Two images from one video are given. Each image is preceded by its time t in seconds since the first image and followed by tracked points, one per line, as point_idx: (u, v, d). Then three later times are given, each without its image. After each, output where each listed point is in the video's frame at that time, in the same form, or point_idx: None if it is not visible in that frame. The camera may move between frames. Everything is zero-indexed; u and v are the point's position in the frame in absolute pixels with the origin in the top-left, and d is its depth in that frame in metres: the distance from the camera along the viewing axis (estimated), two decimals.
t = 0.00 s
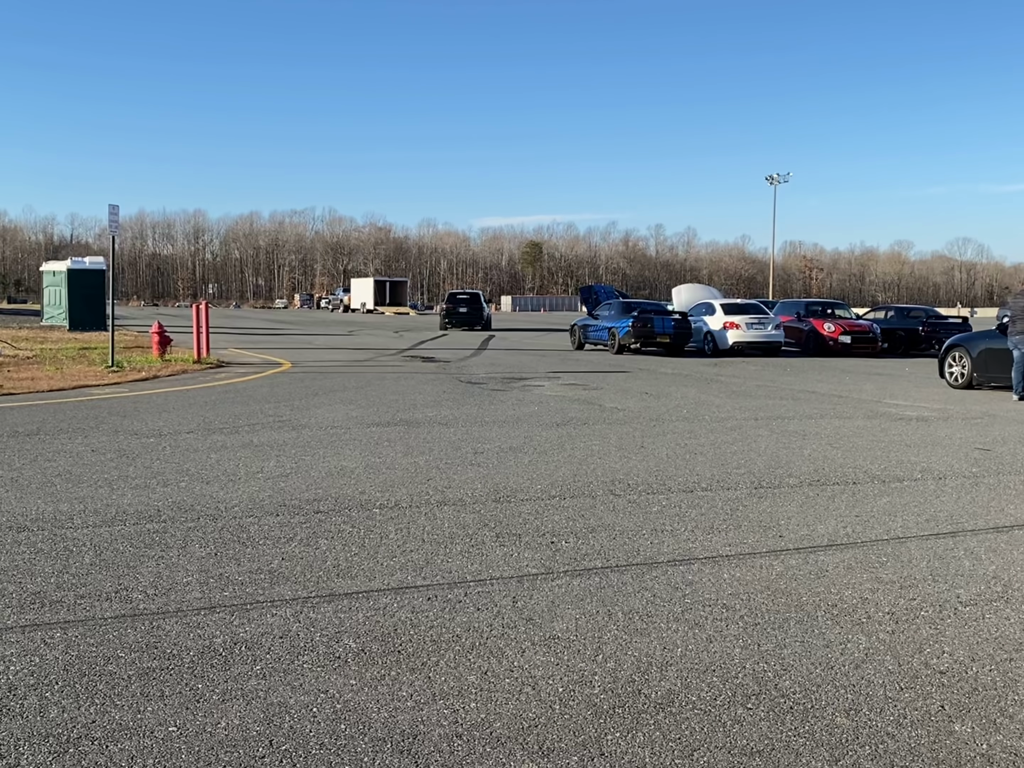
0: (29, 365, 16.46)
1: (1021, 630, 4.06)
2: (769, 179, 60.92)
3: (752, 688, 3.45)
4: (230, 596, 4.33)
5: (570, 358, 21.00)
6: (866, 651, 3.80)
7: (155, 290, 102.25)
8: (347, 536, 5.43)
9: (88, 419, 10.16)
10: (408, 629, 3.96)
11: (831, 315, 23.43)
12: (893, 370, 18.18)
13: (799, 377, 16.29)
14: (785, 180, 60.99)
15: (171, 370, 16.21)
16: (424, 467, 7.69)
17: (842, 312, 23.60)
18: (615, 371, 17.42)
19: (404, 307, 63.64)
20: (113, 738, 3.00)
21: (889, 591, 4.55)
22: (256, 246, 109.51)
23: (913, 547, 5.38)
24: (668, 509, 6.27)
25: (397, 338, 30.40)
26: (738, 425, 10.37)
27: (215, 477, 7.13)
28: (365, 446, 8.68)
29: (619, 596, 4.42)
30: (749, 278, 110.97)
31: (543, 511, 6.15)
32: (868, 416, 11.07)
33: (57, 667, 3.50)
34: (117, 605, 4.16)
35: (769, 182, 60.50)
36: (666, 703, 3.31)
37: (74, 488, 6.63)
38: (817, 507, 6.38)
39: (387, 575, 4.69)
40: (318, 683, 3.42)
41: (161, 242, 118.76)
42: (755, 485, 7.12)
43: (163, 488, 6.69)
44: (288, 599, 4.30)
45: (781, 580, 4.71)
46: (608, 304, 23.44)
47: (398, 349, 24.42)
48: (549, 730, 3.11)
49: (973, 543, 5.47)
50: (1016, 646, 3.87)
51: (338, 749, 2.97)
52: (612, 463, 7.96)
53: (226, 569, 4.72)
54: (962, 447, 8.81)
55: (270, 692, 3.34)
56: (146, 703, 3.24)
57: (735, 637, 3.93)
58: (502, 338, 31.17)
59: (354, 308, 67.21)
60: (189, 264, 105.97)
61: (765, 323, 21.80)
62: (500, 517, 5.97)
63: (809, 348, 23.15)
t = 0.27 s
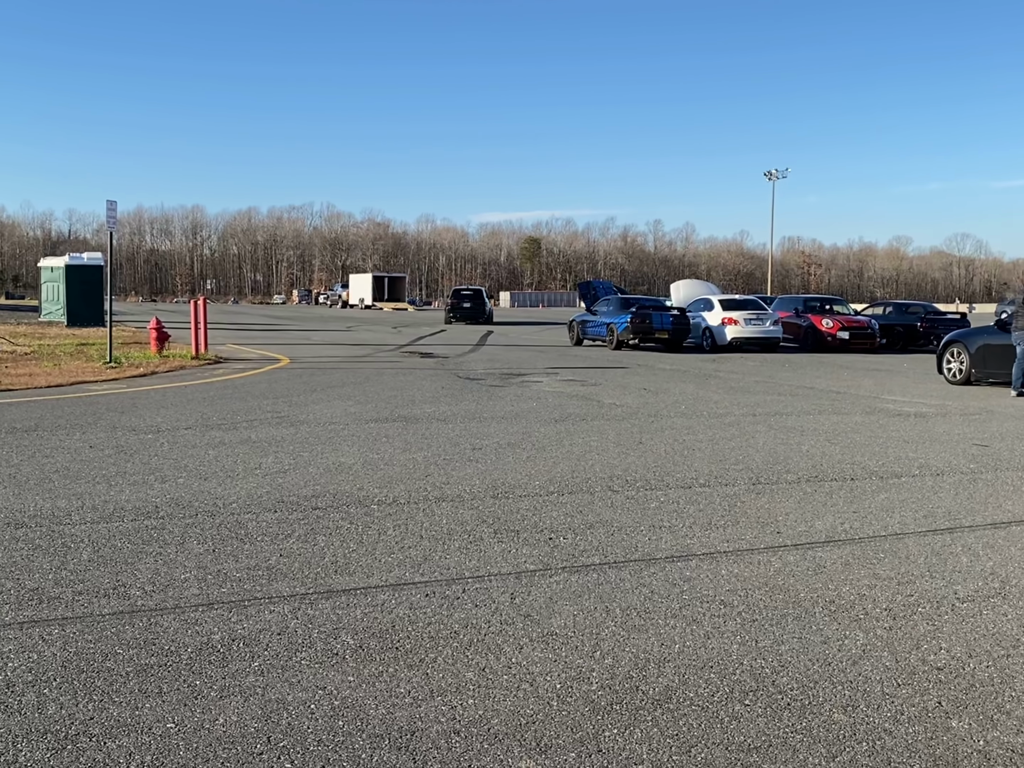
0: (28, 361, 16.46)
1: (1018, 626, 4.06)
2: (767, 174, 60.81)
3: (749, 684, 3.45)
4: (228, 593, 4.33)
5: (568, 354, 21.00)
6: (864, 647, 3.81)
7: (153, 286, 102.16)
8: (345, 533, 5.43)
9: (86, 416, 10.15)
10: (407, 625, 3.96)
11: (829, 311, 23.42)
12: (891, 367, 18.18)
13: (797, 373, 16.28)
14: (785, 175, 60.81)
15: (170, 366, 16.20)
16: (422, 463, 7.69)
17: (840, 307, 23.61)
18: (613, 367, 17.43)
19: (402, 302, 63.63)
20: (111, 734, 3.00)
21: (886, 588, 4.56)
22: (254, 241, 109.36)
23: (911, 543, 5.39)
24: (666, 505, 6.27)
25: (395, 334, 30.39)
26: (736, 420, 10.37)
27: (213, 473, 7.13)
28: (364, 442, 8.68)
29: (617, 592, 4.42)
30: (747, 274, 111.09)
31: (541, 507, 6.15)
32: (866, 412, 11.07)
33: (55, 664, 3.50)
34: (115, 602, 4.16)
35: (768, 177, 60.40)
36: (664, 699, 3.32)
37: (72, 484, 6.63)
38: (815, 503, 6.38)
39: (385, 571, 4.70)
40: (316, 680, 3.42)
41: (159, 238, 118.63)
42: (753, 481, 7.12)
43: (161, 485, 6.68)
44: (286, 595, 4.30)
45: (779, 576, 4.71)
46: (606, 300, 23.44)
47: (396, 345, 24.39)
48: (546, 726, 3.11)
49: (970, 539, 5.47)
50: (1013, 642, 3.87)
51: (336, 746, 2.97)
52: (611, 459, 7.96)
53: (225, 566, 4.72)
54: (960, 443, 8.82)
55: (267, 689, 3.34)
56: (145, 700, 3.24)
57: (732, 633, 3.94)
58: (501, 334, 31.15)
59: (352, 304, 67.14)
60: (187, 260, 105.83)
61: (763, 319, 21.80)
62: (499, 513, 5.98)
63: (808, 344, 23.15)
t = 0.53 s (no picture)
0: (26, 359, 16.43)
1: (1017, 623, 4.07)
2: (766, 172, 60.87)
3: (748, 681, 3.45)
4: (226, 591, 4.32)
5: (566, 351, 20.99)
6: (862, 645, 3.81)
7: (152, 284, 102.08)
8: (344, 530, 5.43)
9: (84, 413, 10.14)
10: (405, 623, 3.96)
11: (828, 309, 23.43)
12: (889, 364, 18.20)
13: (795, 370, 16.29)
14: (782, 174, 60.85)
15: (168, 363, 16.17)
16: (421, 461, 7.69)
17: (839, 305, 23.62)
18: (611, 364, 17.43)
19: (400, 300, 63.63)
20: (109, 733, 3.00)
21: (885, 585, 4.56)
22: (252, 239, 109.19)
23: (909, 540, 5.39)
24: (665, 502, 6.27)
25: (394, 332, 30.39)
26: (735, 418, 10.38)
27: (212, 471, 7.12)
28: (362, 440, 8.67)
29: (616, 590, 4.41)
30: (746, 272, 111.17)
31: (540, 505, 6.15)
32: (864, 409, 11.08)
33: (53, 662, 3.49)
34: (113, 600, 4.15)
35: (766, 176, 60.43)
36: (663, 697, 3.32)
37: (70, 482, 6.61)
38: (814, 500, 6.39)
39: (384, 569, 4.69)
40: (314, 678, 3.41)
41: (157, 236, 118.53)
42: (751, 478, 7.13)
43: (159, 482, 6.68)
44: (285, 593, 4.30)
45: (777, 573, 4.72)
46: (605, 297, 23.44)
47: (395, 343, 24.38)
48: (545, 724, 3.11)
49: (968, 536, 5.48)
50: (1012, 639, 3.88)
51: (335, 744, 2.96)
52: (609, 456, 7.97)
53: (223, 564, 4.72)
54: (958, 440, 8.83)
55: (266, 687, 3.34)
56: (143, 698, 3.23)
57: (731, 631, 3.94)
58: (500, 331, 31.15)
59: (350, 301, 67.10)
60: (185, 258, 105.69)
61: (761, 316, 21.81)
62: (498, 511, 5.98)
63: (806, 341, 23.16)
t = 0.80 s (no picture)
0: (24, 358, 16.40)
1: (1016, 622, 4.07)
2: (764, 172, 60.88)
3: (747, 680, 3.45)
4: (225, 590, 4.32)
5: (566, 350, 20.97)
6: (862, 644, 3.81)
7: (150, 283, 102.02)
8: (343, 530, 5.42)
9: (83, 413, 10.13)
10: (404, 622, 3.96)
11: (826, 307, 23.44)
12: (888, 362, 18.20)
13: (795, 369, 16.29)
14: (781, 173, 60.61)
15: (166, 362, 16.16)
16: (420, 460, 7.69)
17: (837, 303, 23.63)
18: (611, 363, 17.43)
19: (399, 299, 63.63)
20: (108, 733, 2.99)
21: (884, 584, 4.56)
22: (251, 238, 109.14)
23: (909, 539, 5.39)
24: (664, 501, 6.27)
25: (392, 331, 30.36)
26: (734, 416, 10.38)
27: (211, 470, 7.11)
28: (362, 439, 8.67)
29: (615, 589, 4.41)
30: (745, 270, 111.24)
31: (539, 504, 6.15)
32: (863, 407, 11.09)
33: (52, 662, 3.48)
34: (113, 600, 4.15)
35: (765, 176, 60.46)
36: (662, 696, 3.32)
37: (69, 481, 6.60)
38: (813, 499, 6.39)
39: (383, 568, 4.69)
40: (313, 677, 3.41)
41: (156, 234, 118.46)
42: (751, 477, 7.13)
43: (158, 482, 6.67)
44: (284, 593, 4.29)
45: (777, 572, 4.72)
46: (603, 296, 23.42)
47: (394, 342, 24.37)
48: (545, 723, 3.11)
49: (968, 535, 5.48)
50: (1011, 638, 3.88)
51: (335, 743, 2.96)
52: (608, 455, 7.97)
53: (222, 563, 4.71)
54: (957, 438, 8.84)
55: (266, 686, 3.34)
56: (142, 698, 3.23)
57: (730, 630, 3.94)
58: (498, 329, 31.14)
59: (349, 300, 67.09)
60: (184, 257, 105.59)
61: (761, 314, 21.82)
62: (497, 509, 5.98)
63: (805, 340, 23.17)
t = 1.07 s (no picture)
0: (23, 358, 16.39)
1: (1017, 621, 4.06)
2: (764, 171, 60.86)
3: (747, 680, 3.45)
4: (225, 590, 4.32)
5: (565, 349, 20.97)
6: (862, 643, 3.80)
7: (150, 283, 102.03)
8: (343, 530, 5.42)
9: (82, 413, 10.12)
10: (404, 622, 3.96)
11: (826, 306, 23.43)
12: (888, 361, 18.20)
13: (794, 368, 16.29)
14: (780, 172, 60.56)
15: (166, 362, 16.16)
16: (420, 460, 7.68)
17: (837, 302, 23.63)
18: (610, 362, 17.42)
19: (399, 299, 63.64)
20: (108, 733, 2.99)
21: (885, 583, 4.56)
22: (251, 238, 109.16)
23: (909, 538, 5.39)
24: (664, 501, 6.27)
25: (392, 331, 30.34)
26: (733, 415, 10.39)
27: (210, 470, 7.11)
28: (361, 439, 8.67)
29: (615, 589, 4.41)
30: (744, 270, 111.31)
31: (539, 503, 6.14)
32: (863, 406, 11.10)
33: (52, 663, 3.48)
34: (112, 600, 4.14)
35: (764, 174, 60.38)
36: (663, 697, 3.31)
37: (68, 482, 6.60)
38: (813, 498, 6.39)
39: (383, 568, 4.68)
40: (313, 677, 3.41)
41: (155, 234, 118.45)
42: (751, 476, 7.13)
43: (158, 482, 6.67)
44: (283, 593, 4.29)
45: (777, 572, 4.72)
46: (603, 295, 23.40)
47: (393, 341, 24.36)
48: (545, 723, 3.11)
49: (968, 534, 5.48)
50: (1012, 638, 3.87)
51: (334, 744, 2.96)
52: (608, 455, 7.97)
53: (222, 563, 4.71)
54: (957, 437, 8.84)
55: (265, 687, 3.33)
56: (141, 699, 3.22)
57: (731, 630, 3.93)
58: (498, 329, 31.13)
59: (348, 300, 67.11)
60: (184, 257, 105.54)
61: (760, 313, 21.81)
62: (497, 509, 5.98)
63: (805, 339, 23.17)
